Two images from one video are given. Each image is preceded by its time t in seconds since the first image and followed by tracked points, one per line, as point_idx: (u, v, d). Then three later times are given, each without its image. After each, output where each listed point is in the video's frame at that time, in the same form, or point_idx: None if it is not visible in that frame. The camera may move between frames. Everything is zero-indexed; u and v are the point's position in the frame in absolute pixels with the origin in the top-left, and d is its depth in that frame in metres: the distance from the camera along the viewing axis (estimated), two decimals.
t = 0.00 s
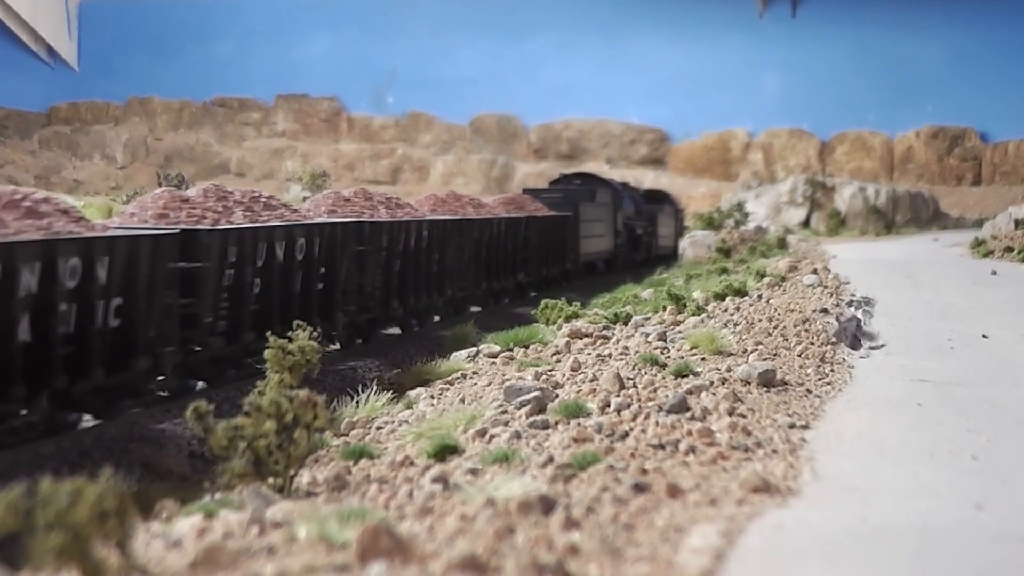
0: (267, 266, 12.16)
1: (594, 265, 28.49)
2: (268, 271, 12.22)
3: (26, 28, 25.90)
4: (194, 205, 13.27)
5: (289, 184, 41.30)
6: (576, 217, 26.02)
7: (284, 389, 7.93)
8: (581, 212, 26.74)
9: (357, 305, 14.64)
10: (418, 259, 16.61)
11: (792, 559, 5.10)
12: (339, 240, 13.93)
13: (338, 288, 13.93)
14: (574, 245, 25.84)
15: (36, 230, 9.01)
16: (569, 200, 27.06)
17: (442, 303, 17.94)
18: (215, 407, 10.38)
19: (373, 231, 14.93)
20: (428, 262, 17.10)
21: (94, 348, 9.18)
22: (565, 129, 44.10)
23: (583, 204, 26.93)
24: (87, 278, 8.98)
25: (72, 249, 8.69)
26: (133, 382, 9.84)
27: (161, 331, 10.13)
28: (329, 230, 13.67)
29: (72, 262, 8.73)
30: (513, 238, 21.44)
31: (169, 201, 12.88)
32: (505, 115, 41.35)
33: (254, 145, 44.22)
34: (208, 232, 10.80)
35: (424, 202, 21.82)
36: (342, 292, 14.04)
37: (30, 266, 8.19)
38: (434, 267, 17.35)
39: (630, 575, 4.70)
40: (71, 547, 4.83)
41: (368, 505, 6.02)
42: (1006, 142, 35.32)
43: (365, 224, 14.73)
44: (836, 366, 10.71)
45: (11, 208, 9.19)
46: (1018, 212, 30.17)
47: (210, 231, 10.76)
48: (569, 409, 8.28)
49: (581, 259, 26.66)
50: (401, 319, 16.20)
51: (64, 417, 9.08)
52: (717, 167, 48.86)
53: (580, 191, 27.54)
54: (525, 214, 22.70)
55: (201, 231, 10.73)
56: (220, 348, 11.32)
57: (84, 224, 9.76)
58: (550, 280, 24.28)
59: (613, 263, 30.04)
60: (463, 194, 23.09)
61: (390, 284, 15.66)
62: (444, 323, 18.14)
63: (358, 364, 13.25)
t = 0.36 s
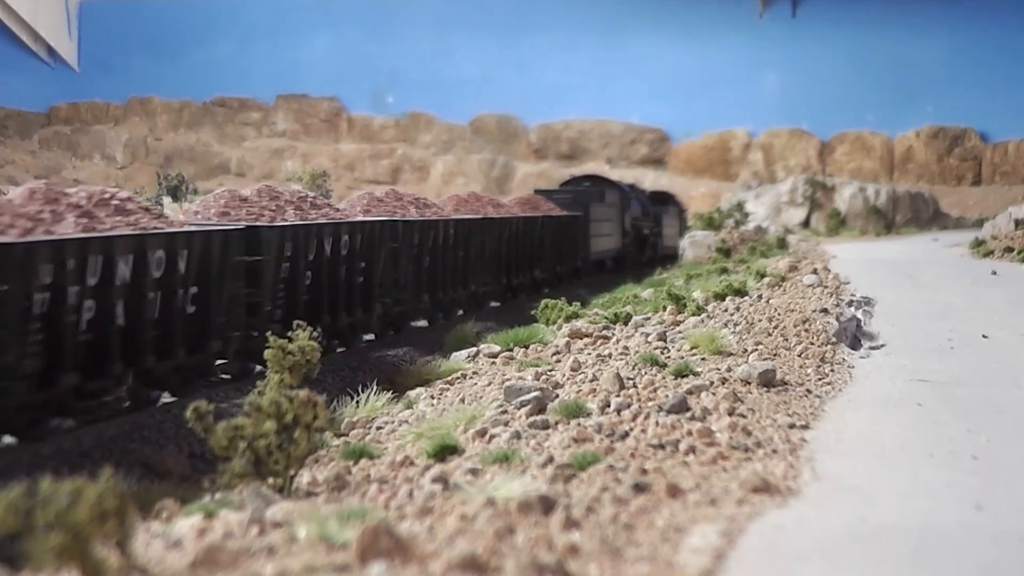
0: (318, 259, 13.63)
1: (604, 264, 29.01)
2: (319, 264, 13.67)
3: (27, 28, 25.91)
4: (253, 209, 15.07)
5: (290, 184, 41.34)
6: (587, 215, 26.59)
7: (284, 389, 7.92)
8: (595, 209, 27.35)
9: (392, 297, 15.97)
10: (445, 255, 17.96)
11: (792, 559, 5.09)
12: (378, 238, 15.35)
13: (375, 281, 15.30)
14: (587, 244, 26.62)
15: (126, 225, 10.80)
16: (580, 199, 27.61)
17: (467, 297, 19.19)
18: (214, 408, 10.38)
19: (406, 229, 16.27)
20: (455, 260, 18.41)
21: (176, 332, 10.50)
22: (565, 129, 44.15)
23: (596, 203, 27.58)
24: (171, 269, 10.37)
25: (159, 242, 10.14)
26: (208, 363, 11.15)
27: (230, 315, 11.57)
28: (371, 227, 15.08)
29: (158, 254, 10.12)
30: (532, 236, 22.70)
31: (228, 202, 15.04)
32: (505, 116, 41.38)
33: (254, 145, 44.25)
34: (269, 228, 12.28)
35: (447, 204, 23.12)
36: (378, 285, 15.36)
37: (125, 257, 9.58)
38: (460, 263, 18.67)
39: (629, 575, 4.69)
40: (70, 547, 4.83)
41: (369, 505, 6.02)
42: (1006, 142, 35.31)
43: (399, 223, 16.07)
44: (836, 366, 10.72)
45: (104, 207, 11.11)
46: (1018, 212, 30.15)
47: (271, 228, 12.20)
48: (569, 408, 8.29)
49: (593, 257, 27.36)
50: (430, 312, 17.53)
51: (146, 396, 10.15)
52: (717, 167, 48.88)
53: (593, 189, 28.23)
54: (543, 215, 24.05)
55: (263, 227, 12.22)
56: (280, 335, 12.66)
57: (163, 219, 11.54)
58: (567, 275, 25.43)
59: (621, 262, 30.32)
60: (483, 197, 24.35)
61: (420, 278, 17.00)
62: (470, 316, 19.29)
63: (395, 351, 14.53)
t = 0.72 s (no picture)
0: (360, 255, 14.40)
1: (613, 263, 29.45)
2: (361, 260, 14.45)
3: (26, 27, 25.89)
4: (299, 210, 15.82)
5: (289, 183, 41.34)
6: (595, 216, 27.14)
7: (284, 389, 7.92)
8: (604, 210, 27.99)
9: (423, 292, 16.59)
10: (472, 252, 18.58)
11: (791, 559, 5.09)
12: (411, 235, 15.98)
13: (410, 275, 16.01)
14: (596, 243, 27.33)
15: (197, 224, 11.99)
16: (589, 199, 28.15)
17: (489, 293, 19.80)
18: (215, 407, 10.37)
19: (435, 228, 16.92)
20: (480, 257, 19.04)
21: (242, 319, 11.44)
22: (565, 129, 44.20)
23: (605, 203, 28.17)
24: (238, 262, 11.31)
25: (230, 237, 11.09)
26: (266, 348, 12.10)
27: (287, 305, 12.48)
28: (405, 225, 15.72)
29: (228, 249, 11.05)
30: (548, 234, 23.39)
31: (281, 201, 15.99)
32: (505, 115, 41.41)
33: (254, 145, 44.26)
34: (322, 224, 13.22)
35: (468, 203, 23.75)
36: (410, 280, 16.00)
37: (202, 251, 10.54)
38: (485, 260, 19.29)
39: (629, 575, 4.69)
40: (70, 547, 4.83)
41: (368, 505, 6.02)
42: (1006, 142, 35.33)
43: (428, 221, 16.71)
44: (836, 366, 10.72)
45: (347, 205, 16.93)
46: (1018, 212, 30.16)
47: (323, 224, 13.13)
48: (569, 409, 8.29)
49: (602, 256, 27.93)
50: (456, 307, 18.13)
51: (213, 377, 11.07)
52: (717, 167, 48.88)
53: (602, 189, 28.82)
54: (558, 214, 24.72)
55: (317, 223, 13.14)
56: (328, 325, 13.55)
57: (228, 216, 12.97)
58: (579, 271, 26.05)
59: (627, 263, 30.59)
60: (500, 198, 24.99)
61: (448, 274, 17.66)
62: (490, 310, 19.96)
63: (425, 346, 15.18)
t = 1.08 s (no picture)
0: (397, 250, 15.57)
1: (620, 261, 29.89)
2: (397, 256, 15.61)
3: (27, 27, 25.90)
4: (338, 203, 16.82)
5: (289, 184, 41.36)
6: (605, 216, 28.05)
7: (284, 389, 7.92)
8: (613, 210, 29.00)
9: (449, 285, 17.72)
10: (492, 248, 19.67)
11: (791, 559, 5.09)
12: (439, 232, 17.16)
13: (436, 271, 17.10)
14: (607, 243, 28.40)
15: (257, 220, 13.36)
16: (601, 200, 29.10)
17: (508, 288, 20.84)
18: (215, 407, 10.36)
19: (460, 226, 18.03)
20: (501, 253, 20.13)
21: (295, 308, 12.70)
22: (565, 129, 44.26)
23: (613, 204, 29.23)
24: (292, 255, 12.61)
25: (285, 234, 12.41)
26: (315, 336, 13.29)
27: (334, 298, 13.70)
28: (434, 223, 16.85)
29: (284, 244, 12.37)
30: (562, 233, 24.49)
31: (323, 201, 16.53)
32: (505, 115, 41.43)
33: (254, 145, 44.28)
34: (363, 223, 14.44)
35: (486, 204, 24.74)
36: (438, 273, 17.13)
37: (263, 245, 11.91)
38: (505, 256, 20.35)
39: (629, 575, 4.69)
40: (70, 547, 4.82)
41: (368, 505, 6.02)
42: (1006, 142, 35.33)
43: (454, 220, 17.83)
44: (836, 366, 10.71)
45: (380, 204, 18.07)
46: (1018, 212, 30.15)
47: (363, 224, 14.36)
48: (569, 409, 8.29)
49: (610, 256, 28.84)
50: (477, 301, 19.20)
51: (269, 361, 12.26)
52: (717, 167, 48.90)
53: (610, 192, 29.87)
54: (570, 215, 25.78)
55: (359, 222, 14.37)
56: (367, 316, 14.73)
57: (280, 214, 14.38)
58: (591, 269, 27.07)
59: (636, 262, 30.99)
60: (515, 199, 26.07)
61: (471, 271, 18.79)
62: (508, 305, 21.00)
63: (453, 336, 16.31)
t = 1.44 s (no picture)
0: (427, 245, 16.83)
1: (627, 261, 30.64)
2: (426, 250, 16.86)
3: (26, 27, 25.89)
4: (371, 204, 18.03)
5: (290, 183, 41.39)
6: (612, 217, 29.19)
7: (284, 389, 7.92)
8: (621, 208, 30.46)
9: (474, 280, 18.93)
10: (510, 244, 20.78)
11: (791, 560, 5.08)
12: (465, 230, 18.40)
13: (460, 266, 18.26)
14: (613, 242, 29.65)
15: (306, 217, 14.78)
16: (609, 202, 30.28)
17: (525, 283, 22.00)
18: (214, 408, 10.36)
19: (482, 225, 19.22)
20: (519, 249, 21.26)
21: (340, 298, 14.04)
22: (565, 129, 44.32)
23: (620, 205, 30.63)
24: (336, 250, 13.93)
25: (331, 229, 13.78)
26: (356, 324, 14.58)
27: (374, 289, 15.05)
28: (459, 221, 18.04)
29: (331, 240, 13.76)
30: (573, 233, 25.71)
31: (359, 201, 17.77)
32: (505, 115, 41.45)
33: (254, 145, 44.32)
34: (397, 222, 15.67)
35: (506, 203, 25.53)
36: (464, 267, 18.36)
37: (313, 241, 13.31)
38: (522, 252, 21.50)
39: (629, 575, 4.69)
40: (70, 547, 4.83)
41: (368, 505, 6.02)
42: (1006, 142, 35.33)
43: (475, 218, 19.00)
44: (836, 366, 10.71)
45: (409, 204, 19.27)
46: (1018, 212, 30.15)
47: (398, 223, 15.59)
48: (569, 409, 8.29)
49: (616, 254, 30.00)
50: (498, 297, 20.37)
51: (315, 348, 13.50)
52: (717, 167, 48.91)
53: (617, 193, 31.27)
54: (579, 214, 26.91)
55: (394, 220, 15.68)
56: (401, 308, 15.97)
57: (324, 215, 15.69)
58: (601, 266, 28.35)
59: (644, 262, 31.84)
60: (528, 199, 27.12)
61: (492, 266, 19.95)
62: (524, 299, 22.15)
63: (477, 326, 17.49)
